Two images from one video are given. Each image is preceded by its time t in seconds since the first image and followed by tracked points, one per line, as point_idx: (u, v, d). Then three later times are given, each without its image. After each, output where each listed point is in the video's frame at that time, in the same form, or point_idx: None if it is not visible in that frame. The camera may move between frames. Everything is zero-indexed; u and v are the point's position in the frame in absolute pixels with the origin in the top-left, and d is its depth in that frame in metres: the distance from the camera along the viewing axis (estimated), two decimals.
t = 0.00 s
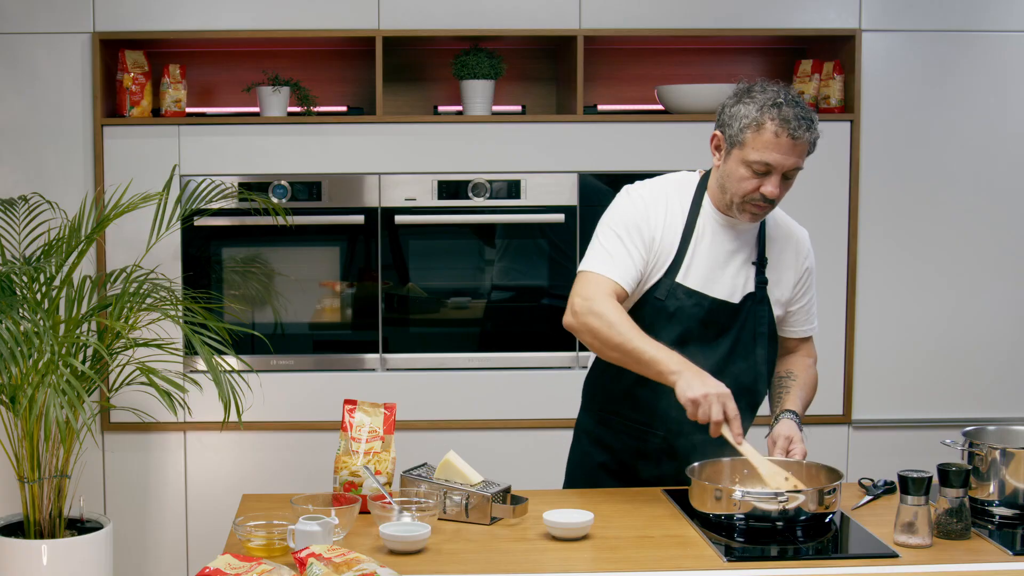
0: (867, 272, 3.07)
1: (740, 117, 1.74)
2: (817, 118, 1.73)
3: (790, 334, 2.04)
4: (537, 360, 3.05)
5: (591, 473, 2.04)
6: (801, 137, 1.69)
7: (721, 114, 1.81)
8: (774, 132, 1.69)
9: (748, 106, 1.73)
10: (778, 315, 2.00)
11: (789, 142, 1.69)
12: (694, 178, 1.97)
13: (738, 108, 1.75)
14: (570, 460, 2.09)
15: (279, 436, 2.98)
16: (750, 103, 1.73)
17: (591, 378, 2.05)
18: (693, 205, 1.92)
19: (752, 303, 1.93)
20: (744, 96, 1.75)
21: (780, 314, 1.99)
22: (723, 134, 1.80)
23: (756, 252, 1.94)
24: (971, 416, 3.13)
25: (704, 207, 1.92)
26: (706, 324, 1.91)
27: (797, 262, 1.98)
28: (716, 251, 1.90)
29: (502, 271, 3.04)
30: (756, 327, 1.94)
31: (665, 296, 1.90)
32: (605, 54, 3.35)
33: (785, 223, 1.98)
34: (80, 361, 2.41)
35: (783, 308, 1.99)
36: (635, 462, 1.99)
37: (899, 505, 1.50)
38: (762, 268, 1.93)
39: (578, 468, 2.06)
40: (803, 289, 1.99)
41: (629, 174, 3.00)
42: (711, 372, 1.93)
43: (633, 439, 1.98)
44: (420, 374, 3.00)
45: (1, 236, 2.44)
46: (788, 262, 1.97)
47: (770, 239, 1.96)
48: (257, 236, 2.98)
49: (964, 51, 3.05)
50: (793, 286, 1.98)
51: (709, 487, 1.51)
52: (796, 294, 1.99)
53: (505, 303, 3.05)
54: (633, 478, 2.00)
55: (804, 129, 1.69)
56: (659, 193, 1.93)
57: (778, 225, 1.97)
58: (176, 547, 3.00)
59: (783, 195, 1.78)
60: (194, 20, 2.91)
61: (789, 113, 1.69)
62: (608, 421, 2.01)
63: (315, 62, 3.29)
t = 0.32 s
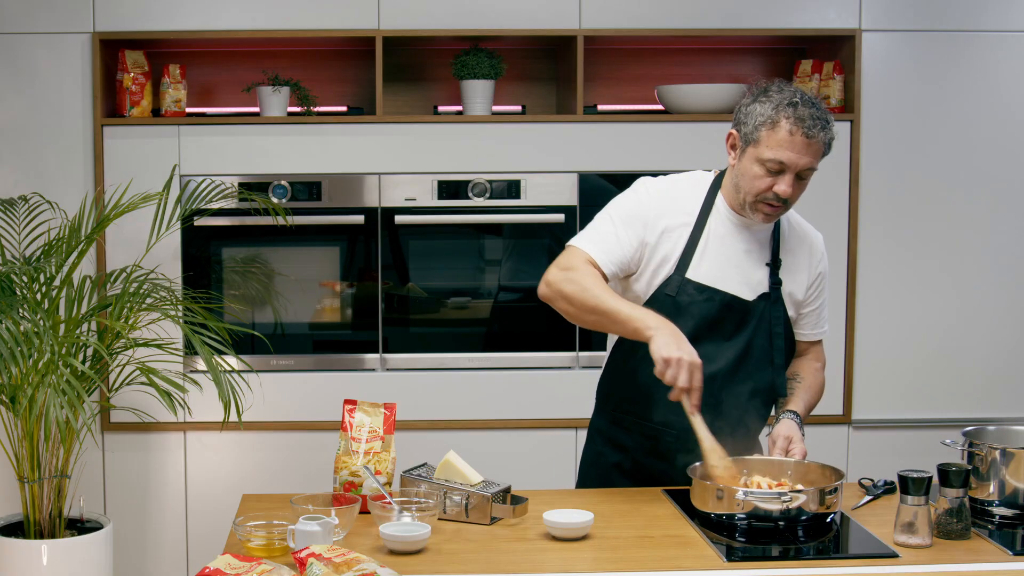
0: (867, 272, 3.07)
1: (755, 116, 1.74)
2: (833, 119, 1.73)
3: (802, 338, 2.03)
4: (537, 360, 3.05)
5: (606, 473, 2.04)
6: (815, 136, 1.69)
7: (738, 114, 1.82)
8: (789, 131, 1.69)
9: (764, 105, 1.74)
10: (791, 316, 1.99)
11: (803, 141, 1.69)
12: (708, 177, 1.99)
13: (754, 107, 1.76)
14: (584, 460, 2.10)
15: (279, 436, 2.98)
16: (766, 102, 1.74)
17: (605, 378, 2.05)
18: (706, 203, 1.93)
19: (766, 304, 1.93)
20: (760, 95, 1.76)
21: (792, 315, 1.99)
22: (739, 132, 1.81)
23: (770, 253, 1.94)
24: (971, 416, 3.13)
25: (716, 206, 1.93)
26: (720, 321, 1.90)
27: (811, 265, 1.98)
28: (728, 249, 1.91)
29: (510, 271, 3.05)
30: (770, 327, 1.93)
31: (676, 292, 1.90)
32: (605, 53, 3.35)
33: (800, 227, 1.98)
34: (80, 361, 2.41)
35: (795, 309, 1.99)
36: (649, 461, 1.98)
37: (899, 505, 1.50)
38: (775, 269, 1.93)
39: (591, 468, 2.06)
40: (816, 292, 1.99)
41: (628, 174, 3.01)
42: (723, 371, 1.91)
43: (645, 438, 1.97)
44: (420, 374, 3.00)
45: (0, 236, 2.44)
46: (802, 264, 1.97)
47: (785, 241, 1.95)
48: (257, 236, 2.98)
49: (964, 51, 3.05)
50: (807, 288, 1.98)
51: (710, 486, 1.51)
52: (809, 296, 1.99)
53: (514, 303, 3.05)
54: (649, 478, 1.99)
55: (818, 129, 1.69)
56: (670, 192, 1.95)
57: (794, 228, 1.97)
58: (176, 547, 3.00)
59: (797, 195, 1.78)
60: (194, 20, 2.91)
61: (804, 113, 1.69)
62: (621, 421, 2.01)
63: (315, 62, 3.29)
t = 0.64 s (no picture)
0: (867, 272, 3.07)
1: (750, 116, 1.74)
2: (830, 122, 1.71)
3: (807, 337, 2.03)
4: (537, 360, 3.05)
5: (608, 471, 2.04)
6: (808, 139, 1.68)
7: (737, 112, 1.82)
8: (781, 133, 1.69)
9: (759, 106, 1.73)
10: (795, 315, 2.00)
11: (794, 144, 1.69)
12: (711, 176, 1.98)
13: (750, 107, 1.75)
14: (585, 459, 2.09)
15: (279, 436, 2.98)
16: (762, 103, 1.73)
17: (608, 377, 2.04)
18: (709, 202, 1.92)
19: (768, 301, 1.94)
20: (757, 95, 1.75)
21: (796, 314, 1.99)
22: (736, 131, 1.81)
23: (772, 252, 1.94)
24: (970, 416, 3.13)
25: (718, 204, 1.92)
26: (721, 319, 1.92)
27: (813, 263, 1.97)
28: (729, 247, 1.90)
29: (513, 272, 3.05)
30: (771, 326, 1.94)
31: (677, 291, 1.91)
32: (605, 53, 3.35)
33: (803, 224, 1.98)
34: (80, 361, 2.41)
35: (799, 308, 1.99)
36: (650, 458, 1.99)
37: (899, 505, 1.50)
38: (777, 269, 1.93)
39: (594, 466, 2.06)
40: (820, 291, 1.99)
41: (628, 174, 3.01)
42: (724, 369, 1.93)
43: (647, 436, 1.98)
44: (420, 374, 3.00)
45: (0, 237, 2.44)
46: (804, 262, 1.96)
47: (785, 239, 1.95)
48: (257, 236, 2.98)
49: (964, 51, 3.05)
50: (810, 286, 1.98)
51: (705, 487, 1.51)
52: (812, 294, 1.99)
53: (518, 304, 3.05)
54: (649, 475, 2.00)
55: (811, 132, 1.68)
56: (676, 188, 1.95)
57: (795, 225, 1.96)
58: (176, 547, 3.00)
59: (791, 196, 1.78)
60: (194, 20, 2.91)
61: (797, 115, 1.68)
62: (623, 420, 2.01)
63: (315, 62, 3.29)
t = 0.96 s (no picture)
0: (867, 272, 3.07)
1: (769, 122, 1.74)
2: (847, 130, 1.72)
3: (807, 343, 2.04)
4: (537, 360, 3.05)
5: (608, 471, 2.03)
6: (826, 147, 1.69)
7: (753, 117, 1.82)
8: (800, 140, 1.69)
9: (778, 112, 1.73)
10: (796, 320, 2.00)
11: (813, 151, 1.69)
12: (722, 177, 1.98)
13: (768, 112, 1.76)
14: (584, 459, 2.08)
15: (280, 436, 2.98)
16: (781, 109, 1.73)
17: (610, 377, 2.03)
18: (718, 204, 1.92)
19: (772, 305, 1.93)
20: (776, 100, 1.76)
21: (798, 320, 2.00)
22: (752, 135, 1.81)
23: (778, 256, 1.94)
24: (970, 416, 3.13)
25: (728, 206, 1.92)
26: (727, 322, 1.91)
27: (817, 270, 1.98)
28: (738, 250, 1.90)
29: (513, 272, 3.05)
30: (775, 330, 1.94)
31: (685, 292, 1.90)
32: (605, 53, 3.35)
33: (809, 232, 1.99)
34: (80, 361, 2.41)
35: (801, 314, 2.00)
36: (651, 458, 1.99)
37: (899, 505, 1.50)
38: (782, 273, 1.93)
39: (594, 466, 2.05)
40: (821, 298, 2.01)
41: (628, 174, 3.01)
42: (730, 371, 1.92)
43: (650, 435, 1.98)
44: (419, 374, 3.00)
45: None
46: (808, 269, 1.97)
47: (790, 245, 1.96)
48: (257, 236, 2.98)
49: (964, 51, 3.05)
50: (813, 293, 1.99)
51: (704, 488, 1.51)
52: (814, 302, 2.00)
53: (518, 304, 3.05)
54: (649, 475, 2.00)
55: (829, 140, 1.69)
56: (686, 189, 1.94)
57: (802, 232, 1.97)
58: (176, 547, 3.00)
59: (804, 202, 1.78)
60: (194, 20, 2.91)
61: (817, 123, 1.69)
62: (627, 419, 2.01)
63: (315, 62, 3.29)
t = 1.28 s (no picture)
0: (867, 272, 3.07)
1: (765, 118, 1.74)
2: (843, 122, 1.72)
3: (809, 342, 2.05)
4: (537, 360, 3.05)
5: (608, 472, 2.03)
6: (824, 140, 1.68)
7: (748, 116, 1.82)
8: (798, 133, 1.69)
9: (774, 108, 1.73)
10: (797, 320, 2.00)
11: (812, 144, 1.69)
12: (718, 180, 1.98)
13: (763, 109, 1.76)
14: (585, 460, 2.09)
15: (280, 436, 2.98)
16: (776, 105, 1.73)
17: (608, 377, 2.03)
18: (714, 205, 1.92)
19: (770, 306, 1.92)
20: (770, 97, 1.75)
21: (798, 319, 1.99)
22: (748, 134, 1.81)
23: (778, 255, 1.93)
24: (970, 416, 3.13)
25: (724, 207, 1.92)
26: (725, 323, 1.90)
27: (818, 270, 1.98)
28: (733, 250, 1.90)
29: (513, 271, 3.05)
30: (773, 331, 1.93)
31: (680, 294, 1.90)
32: (605, 53, 3.35)
33: (810, 231, 1.98)
34: (80, 361, 2.41)
35: (802, 314, 2.00)
36: (651, 460, 1.99)
37: (899, 505, 1.50)
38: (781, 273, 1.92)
39: (593, 466, 2.06)
40: (823, 298, 2.00)
41: (628, 174, 3.01)
42: (728, 372, 1.91)
43: (649, 438, 1.98)
44: (419, 374, 3.00)
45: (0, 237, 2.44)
46: (809, 269, 1.96)
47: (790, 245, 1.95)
48: (257, 236, 2.98)
49: (964, 51, 3.05)
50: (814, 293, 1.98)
51: (705, 484, 1.52)
52: (814, 301, 1.99)
53: (518, 303, 3.05)
54: (647, 476, 2.00)
55: (827, 132, 1.69)
56: (680, 193, 1.95)
57: (802, 232, 1.96)
58: (175, 547, 3.00)
59: (804, 198, 1.78)
60: (194, 20, 2.91)
61: (813, 116, 1.69)
62: (626, 420, 2.01)
63: (315, 62, 3.29)
